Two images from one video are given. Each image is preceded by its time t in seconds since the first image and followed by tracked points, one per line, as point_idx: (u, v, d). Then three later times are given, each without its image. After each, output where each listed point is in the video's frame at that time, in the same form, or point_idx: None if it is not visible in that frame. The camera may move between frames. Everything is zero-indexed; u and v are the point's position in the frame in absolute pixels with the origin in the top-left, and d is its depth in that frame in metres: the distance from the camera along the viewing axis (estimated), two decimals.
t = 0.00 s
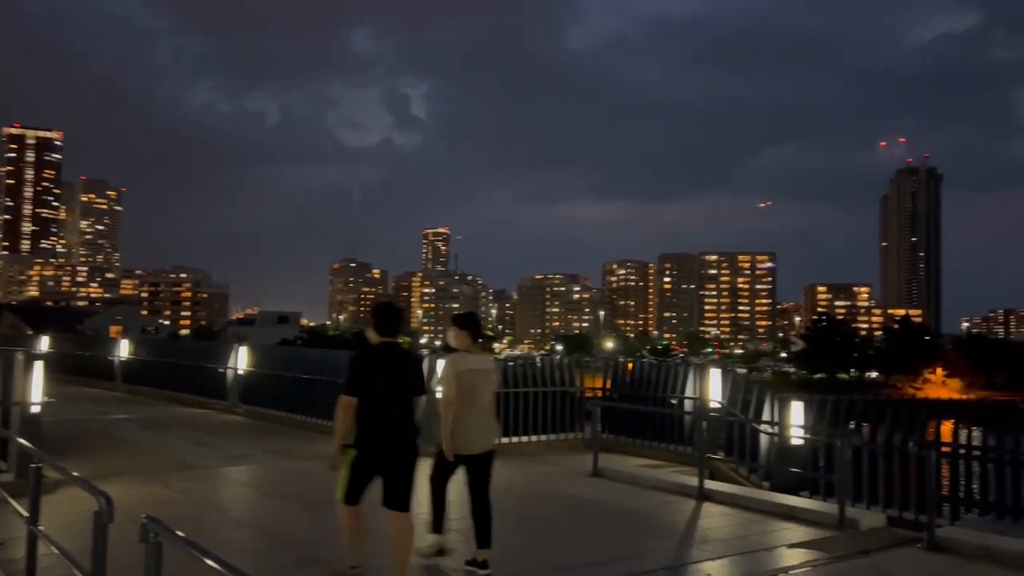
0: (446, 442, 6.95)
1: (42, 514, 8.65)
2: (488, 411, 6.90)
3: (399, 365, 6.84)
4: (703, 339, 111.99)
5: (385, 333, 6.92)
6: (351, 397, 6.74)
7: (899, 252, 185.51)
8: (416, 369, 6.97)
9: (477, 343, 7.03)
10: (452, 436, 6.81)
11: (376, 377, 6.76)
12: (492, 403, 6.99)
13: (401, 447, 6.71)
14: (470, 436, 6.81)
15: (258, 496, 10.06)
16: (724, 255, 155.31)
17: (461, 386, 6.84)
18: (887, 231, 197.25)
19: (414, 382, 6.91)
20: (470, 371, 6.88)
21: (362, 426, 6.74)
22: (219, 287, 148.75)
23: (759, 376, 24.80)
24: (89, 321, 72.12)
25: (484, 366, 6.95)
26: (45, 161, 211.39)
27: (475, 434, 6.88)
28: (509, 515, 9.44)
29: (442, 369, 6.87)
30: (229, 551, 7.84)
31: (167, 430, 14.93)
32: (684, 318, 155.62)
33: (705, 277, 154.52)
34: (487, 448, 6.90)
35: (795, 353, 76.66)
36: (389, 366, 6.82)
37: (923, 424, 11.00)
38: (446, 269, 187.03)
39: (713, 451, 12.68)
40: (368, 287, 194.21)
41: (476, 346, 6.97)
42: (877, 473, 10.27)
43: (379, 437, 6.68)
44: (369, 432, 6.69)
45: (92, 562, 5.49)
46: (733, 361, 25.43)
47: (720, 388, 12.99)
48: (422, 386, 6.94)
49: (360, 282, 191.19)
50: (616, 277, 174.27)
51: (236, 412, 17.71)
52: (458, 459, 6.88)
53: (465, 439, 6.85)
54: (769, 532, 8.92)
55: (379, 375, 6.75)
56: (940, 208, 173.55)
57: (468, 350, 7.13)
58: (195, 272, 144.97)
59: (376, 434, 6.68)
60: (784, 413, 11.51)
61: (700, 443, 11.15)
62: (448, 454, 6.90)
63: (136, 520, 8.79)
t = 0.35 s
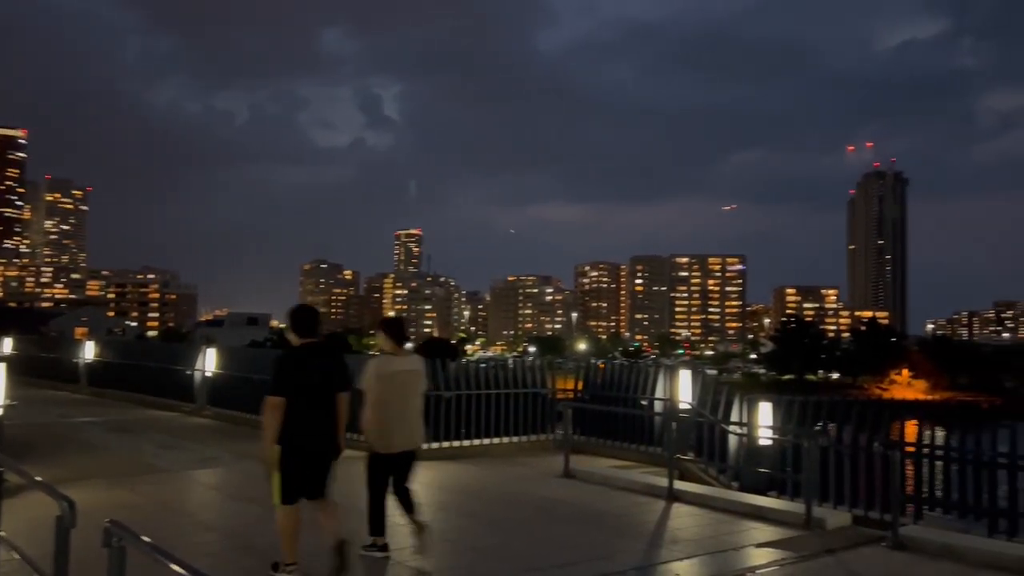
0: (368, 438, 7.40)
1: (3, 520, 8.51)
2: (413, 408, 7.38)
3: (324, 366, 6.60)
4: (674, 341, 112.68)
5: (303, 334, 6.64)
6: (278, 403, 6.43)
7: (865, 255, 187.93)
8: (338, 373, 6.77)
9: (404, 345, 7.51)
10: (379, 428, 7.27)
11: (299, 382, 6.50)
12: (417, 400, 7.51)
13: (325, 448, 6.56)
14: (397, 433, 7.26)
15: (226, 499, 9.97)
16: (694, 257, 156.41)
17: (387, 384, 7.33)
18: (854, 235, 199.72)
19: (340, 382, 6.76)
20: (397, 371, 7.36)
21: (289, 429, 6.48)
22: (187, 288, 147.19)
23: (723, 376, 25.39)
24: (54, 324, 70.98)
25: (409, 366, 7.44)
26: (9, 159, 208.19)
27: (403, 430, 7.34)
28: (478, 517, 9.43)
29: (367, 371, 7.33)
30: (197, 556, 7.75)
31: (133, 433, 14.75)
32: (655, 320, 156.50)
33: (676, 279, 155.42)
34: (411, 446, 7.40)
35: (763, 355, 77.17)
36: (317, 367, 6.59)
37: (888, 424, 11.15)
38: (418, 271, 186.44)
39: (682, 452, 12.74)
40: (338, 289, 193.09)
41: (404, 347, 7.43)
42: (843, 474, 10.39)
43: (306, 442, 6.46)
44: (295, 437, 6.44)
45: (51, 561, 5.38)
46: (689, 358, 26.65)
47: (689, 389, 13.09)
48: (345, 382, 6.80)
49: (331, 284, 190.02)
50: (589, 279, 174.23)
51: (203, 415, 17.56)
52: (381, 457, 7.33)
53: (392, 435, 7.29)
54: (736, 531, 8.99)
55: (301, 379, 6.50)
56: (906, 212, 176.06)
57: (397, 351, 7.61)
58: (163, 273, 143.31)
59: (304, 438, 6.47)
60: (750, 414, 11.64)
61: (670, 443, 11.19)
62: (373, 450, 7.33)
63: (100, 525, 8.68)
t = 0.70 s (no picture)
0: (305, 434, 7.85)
1: None
2: (345, 404, 7.82)
3: (253, 365, 7.29)
4: (645, 342, 113.16)
5: (239, 338, 7.38)
6: (201, 398, 7.17)
7: (834, 257, 190.15)
8: (270, 373, 7.44)
9: (338, 347, 7.97)
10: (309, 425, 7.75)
11: (228, 381, 7.17)
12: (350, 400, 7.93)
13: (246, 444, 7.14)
14: (328, 427, 7.70)
15: (194, 503, 9.86)
16: (666, 258, 157.20)
17: (320, 382, 7.77)
18: (823, 237, 202.04)
19: (269, 385, 7.38)
20: (330, 370, 7.80)
21: (218, 420, 7.16)
22: (156, 289, 145.47)
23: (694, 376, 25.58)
24: (19, 326, 69.84)
25: (343, 365, 7.89)
26: None
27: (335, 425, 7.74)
28: (447, 519, 9.42)
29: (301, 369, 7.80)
30: (164, 560, 7.67)
31: (100, 437, 14.56)
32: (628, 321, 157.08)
33: (647, 280, 156.09)
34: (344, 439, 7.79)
35: (734, 356, 77.57)
36: (244, 367, 7.26)
37: (857, 423, 11.25)
38: (390, 272, 185.26)
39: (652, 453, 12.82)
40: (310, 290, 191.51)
41: (335, 349, 7.91)
42: (811, 474, 10.47)
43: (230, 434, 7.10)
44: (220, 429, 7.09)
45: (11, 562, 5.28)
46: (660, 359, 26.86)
47: (659, 389, 13.20)
48: (275, 387, 7.42)
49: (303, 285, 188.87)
50: (561, 280, 173.34)
51: (172, 418, 17.37)
52: (315, 450, 7.76)
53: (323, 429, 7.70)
54: (707, 532, 9.01)
55: (229, 377, 7.17)
56: (874, 215, 178.27)
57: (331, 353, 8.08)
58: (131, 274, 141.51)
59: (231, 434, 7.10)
60: (720, 415, 11.71)
61: (640, 444, 11.23)
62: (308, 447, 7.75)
63: (65, 530, 8.54)
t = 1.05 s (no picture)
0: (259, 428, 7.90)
1: None
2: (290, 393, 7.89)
3: (202, 358, 7.36)
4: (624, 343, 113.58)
5: (185, 333, 7.40)
6: (155, 391, 7.16)
7: (810, 259, 191.76)
8: (217, 364, 7.48)
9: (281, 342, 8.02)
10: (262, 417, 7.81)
11: (174, 375, 7.21)
12: (299, 392, 8.02)
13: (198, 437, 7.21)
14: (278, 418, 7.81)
15: (172, 505, 9.76)
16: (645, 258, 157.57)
17: (268, 379, 7.84)
18: (800, 239, 203.70)
19: (214, 377, 7.42)
20: (278, 367, 7.85)
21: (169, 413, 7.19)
22: (131, 290, 144.08)
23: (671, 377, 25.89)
24: None
25: (291, 360, 7.95)
26: None
27: (285, 419, 7.88)
28: (427, 520, 9.38)
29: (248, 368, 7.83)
30: (141, 564, 7.59)
31: (75, 439, 14.42)
32: (607, 322, 157.58)
33: (626, 281, 156.35)
34: (296, 434, 7.92)
35: (712, 357, 78.01)
36: (190, 365, 7.29)
37: (833, 422, 11.32)
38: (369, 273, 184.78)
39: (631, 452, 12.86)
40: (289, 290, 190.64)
41: (281, 344, 7.96)
42: (788, 473, 10.51)
43: (180, 430, 7.17)
44: (169, 423, 7.16)
45: None
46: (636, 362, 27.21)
47: (637, 389, 13.28)
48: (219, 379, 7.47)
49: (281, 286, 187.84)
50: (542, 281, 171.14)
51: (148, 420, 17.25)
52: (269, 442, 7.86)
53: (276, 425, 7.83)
54: (685, 532, 9.03)
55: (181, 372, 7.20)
56: (850, 216, 179.91)
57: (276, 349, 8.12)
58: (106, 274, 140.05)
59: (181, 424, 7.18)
60: (698, 415, 11.74)
61: (619, 443, 11.26)
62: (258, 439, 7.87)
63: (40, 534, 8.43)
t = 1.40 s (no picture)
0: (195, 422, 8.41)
1: None
2: (232, 390, 8.48)
3: (144, 356, 7.50)
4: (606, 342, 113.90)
5: (129, 331, 7.47)
6: (98, 387, 7.26)
7: (789, 260, 193.16)
8: (164, 361, 7.70)
9: (224, 341, 8.59)
10: (203, 413, 8.33)
11: (116, 372, 7.32)
12: (239, 387, 8.59)
13: (140, 433, 7.38)
14: (218, 413, 8.33)
15: (150, 507, 9.68)
16: (627, 259, 157.97)
17: (208, 376, 8.38)
18: (779, 239, 205.15)
19: (158, 372, 7.61)
20: (218, 364, 8.42)
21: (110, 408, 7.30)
22: (110, 290, 142.84)
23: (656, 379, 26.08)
24: None
25: (232, 359, 8.53)
26: None
27: (224, 413, 8.40)
28: (408, 520, 9.36)
29: (190, 365, 8.33)
30: (112, 561, 7.53)
31: (52, 441, 14.30)
32: (589, 323, 157.81)
33: (608, 282, 156.78)
34: (233, 427, 8.47)
35: (693, 357, 78.34)
36: (130, 363, 7.40)
37: (813, 421, 11.38)
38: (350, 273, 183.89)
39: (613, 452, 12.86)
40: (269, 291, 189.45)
41: (224, 343, 8.53)
42: (768, 473, 10.53)
43: (123, 426, 7.28)
44: (115, 417, 7.27)
45: None
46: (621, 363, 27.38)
47: (619, 389, 13.33)
48: (165, 375, 7.67)
49: (262, 286, 186.78)
50: (524, 281, 171.46)
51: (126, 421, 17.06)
52: (206, 437, 8.37)
53: (212, 418, 8.33)
54: (663, 531, 9.07)
55: (126, 366, 7.36)
56: (829, 217, 181.30)
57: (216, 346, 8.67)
58: (84, 275, 138.71)
59: (117, 418, 7.28)
60: (679, 415, 11.76)
61: (599, 443, 11.25)
62: (198, 433, 8.36)
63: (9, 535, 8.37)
